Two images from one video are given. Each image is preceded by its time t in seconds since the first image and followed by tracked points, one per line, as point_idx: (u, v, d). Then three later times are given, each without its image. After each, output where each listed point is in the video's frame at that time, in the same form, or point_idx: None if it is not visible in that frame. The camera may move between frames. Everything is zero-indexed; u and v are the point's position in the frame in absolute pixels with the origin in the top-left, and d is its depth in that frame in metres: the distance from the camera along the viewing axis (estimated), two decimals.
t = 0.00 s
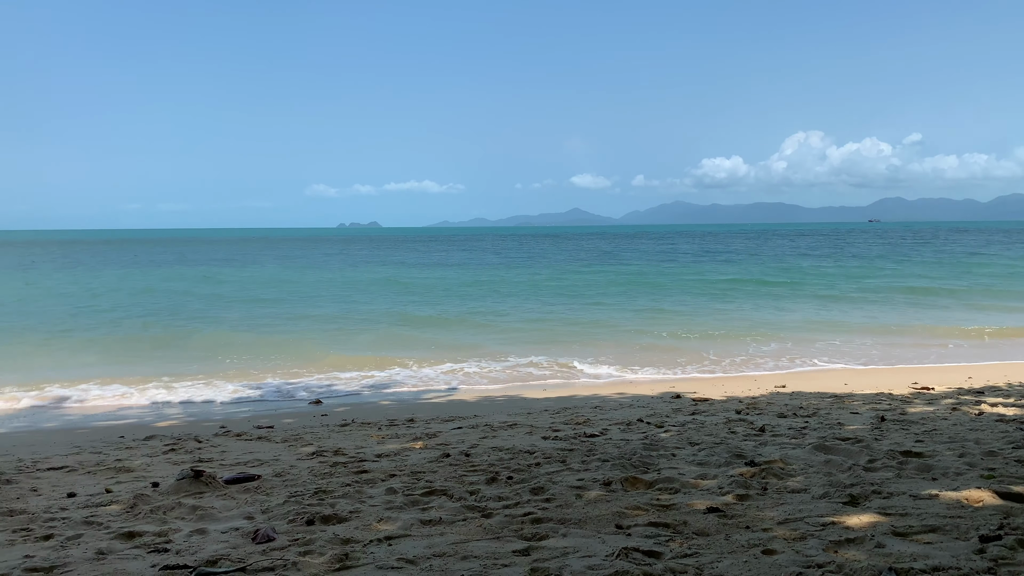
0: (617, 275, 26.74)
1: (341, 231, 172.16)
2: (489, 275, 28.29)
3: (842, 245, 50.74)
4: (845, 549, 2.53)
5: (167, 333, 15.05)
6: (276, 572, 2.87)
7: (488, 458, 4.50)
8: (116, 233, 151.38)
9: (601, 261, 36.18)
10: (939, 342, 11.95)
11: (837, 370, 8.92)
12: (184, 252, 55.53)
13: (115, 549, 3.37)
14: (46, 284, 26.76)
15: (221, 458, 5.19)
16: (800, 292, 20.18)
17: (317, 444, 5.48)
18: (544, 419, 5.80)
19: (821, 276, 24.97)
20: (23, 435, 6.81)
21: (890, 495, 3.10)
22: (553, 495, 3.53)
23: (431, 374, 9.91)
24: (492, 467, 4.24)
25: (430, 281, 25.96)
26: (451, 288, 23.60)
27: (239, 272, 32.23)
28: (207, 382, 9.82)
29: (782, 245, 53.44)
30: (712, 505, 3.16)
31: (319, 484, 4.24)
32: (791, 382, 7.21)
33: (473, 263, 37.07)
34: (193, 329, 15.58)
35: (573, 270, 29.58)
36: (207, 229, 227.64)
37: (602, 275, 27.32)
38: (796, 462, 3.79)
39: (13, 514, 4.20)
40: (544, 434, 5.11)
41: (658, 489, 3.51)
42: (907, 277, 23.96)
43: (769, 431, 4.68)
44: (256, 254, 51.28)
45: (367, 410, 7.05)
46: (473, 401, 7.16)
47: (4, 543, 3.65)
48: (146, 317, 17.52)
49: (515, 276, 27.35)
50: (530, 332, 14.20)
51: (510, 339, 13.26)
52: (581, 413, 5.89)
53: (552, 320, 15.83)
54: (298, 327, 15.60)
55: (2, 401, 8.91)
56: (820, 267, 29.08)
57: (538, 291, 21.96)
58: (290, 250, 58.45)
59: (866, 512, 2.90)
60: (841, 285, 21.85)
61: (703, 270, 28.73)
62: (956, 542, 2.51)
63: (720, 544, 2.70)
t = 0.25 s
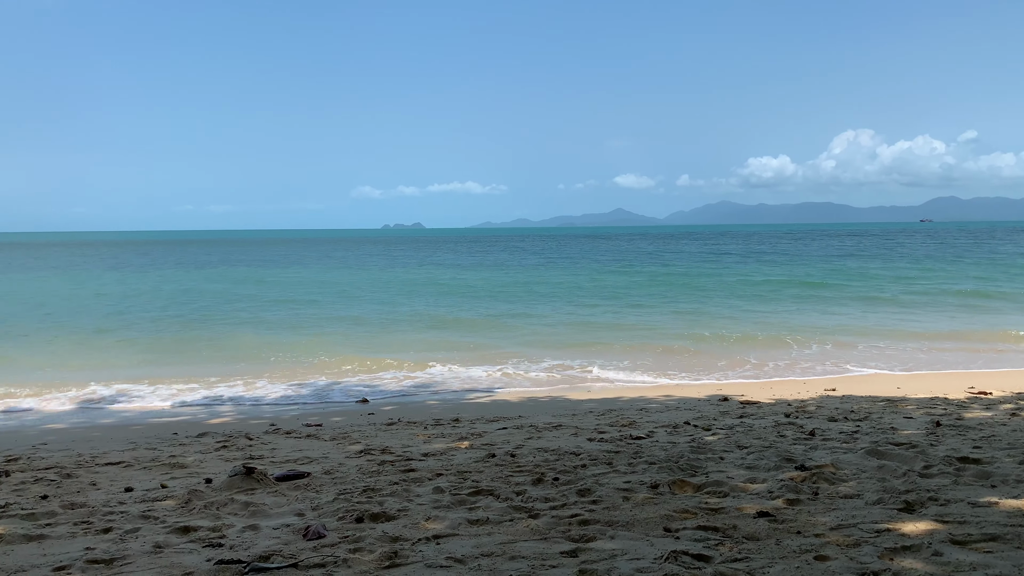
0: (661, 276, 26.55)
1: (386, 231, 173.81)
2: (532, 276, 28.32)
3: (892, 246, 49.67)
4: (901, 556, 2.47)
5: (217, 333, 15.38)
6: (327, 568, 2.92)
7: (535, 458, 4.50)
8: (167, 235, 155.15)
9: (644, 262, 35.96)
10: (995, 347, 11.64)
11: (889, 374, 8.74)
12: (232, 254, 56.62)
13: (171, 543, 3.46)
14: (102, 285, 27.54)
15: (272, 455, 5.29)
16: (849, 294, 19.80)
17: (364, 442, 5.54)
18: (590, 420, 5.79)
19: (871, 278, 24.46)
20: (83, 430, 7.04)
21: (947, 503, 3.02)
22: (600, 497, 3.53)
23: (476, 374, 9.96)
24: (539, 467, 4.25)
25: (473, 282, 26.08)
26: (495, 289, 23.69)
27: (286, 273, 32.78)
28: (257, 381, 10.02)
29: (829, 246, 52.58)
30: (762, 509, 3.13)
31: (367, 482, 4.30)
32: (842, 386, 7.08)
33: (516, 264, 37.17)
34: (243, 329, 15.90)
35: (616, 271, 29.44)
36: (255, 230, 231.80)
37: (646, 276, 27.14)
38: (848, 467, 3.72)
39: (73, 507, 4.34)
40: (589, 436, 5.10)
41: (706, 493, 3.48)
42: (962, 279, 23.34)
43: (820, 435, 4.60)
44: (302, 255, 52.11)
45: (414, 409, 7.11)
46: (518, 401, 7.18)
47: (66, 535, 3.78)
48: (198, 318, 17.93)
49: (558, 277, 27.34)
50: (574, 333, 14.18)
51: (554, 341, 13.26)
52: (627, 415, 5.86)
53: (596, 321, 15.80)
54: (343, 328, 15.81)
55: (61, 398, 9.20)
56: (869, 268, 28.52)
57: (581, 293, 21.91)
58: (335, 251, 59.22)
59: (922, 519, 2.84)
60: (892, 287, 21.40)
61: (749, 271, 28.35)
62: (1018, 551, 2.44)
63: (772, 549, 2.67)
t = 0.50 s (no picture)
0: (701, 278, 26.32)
1: (424, 232, 174.90)
2: (570, 278, 28.28)
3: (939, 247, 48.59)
4: (952, 565, 2.42)
5: (260, 333, 15.64)
6: (370, 566, 2.95)
7: (575, 460, 4.50)
8: (211, 236, 158.09)
9: (683, 264, 35.68)
10: None
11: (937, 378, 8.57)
12: (274, 254, 57.56)
13: (218, 539, 3.53)
14: (149, 285, 28.15)
15: (314, 453, 5.36)
16: (895, 297, 19.42)
17: (404, 442, 5.59)
18: (630, 422, 5.76)
19: (917, 280, 23.95)
20: (132, 426, 7.21)
21: (1000, 511, 2.95)
22: (641, 500, 3.51)
23: (515, 376, 9.97)
24: (579, 469, 4.24)
25: (511, 283, 26.11)
26: (532, 290, 23.69)
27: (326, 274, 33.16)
28: (299, 380, 10.15)
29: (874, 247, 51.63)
30: (807, 514, 3.08)
31: (409, 481, 4.33)
32: (888, 390, 6.95)
33: (554, 265, 37.14)
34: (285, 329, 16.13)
35: (655, 273, 29.24)
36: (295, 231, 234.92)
37: (685, 277, 26.93)
38: (896, 472, 3.65)
39: (124, 502, 4.45)
40: (630, 438, 5.08)
41: (750, 497, 3.44)
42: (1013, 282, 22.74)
43: (866, 440, 4.52)
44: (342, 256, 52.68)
45: (454, 409, 7.16)
46: (557, 403, 7.19)
47: (117, 529, 3.87)
48: (241, 318, 18.23)
49: (596, 279, 27.24)
50: (613, 336, 14.12)
51: (592, 343, 13.24)
52: (668, 417, 5.82)
53: (634, 324, 15.73)
54: (383, 329, 15.94)
55: (110, 396, 9.42)
56: (916, 270, 27.92)
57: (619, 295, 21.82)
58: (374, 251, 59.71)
59: (974, 527, 2.77)
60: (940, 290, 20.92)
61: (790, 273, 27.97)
62: None
63: (818, 554, 2.63)
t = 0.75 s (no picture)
0: (736, 279, 26.08)
1: (458, 232, 175.60)
2: (605, 278, 28.21)
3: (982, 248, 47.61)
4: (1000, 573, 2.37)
5: (297, 332, 15.85)
6: (409, 564, 2.98)
7: (612, 461, 4.49)
8: (249, 236, 160.49)
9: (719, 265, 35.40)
10: None
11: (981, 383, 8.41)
12: (311, 254, 58.27)
13: (260, 534, 3.59)
14: (191, 284, 28.68)
15: (352, 451, 5.42)
16: (937, 299, 19.07)
17: (441, 440, 5.63)
18: (667, 424, 5.73)
19: (961, 282, 23.47)
20: (175, 423, 7.37)
21: None
22: (679, 502, 3.49)
23: (549, 377, 9.97)
24: (616, 470, 4.23)
25: (545, 284, 26.11)
26: (566, 291, 23.66)
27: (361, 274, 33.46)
28: (335, 379, 10.25)
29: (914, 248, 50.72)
30: (849, 519, 3.04)
31: (445, 480, 4.36)
32: (931, 394, 6.83)
33: (587, 265, 37.05)
34: (321, 329, 16.31)
35: (690, 274, 29.02)
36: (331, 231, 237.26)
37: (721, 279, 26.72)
38: (941, 478, 3.58)
39: (168, 496, 4.54)
40: (667, 440, 5.05)
41: (790, 501, 3.41)
42: None
43: (909, 445, 4.44)
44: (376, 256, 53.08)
45: (490, 409, 7.20)
46: (593, 403, 7.19)
47: (161, 524, 3.96)
48: (279, 317, 18.47)
49: (630, 279, 27.13)
50: (647, 337, 14.05)
51: (628, 344, 13.20)
52: (705, 419, 5.78)
53: (670, 326, 15.65)
54: (418, 329, 16.05)
55: (152, 393, 9.61)
56: (959, 272, 27.37)
57: (654, 295, 21.72)
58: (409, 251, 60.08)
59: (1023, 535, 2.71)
60: (984, 292, 20.49)
61: (829, 274, 27.59)
62: None
63: (860, 560, 2.60)
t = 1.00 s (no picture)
0: (771, 279, 25.79)
1: (490, 232, 175.96)
2: (637, 278, 28.08)
3: None
4: None
5: (332, 331, 16.02)
6: (446, 561, 3.00)
7: (647, 463, 4.47)
8: (283, 235, 162.43)
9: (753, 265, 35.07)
10: None
11: None
12: (345, 253, 58.81)
13: (298, 530, 3.63)
14: (228, 283, 29.10)
15: (387, 448, 5.47)
16: (979, 301, 18.69)
17: (475, 439, 5.65)
18: (702, 425, 5.69)
19: (1003, 283, 22.97)
20: (214, 418, 7.49)
21: None
22: (716, 505, 3.47)
23: (582, 377, 9.95)
24: (651, 472, 4.21)
25: (578, 284, 26.08)
26: (599, 291, 23.58)
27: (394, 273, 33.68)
28: (369, 377, 10.34)
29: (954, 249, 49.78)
30: (890, 524, 3.00)
31: (480, 479, 4.37)
32: (973, 398, 6.70)
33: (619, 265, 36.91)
34: (355, 328, 16.45)
35: (724, 274, 28.76)
36: (365, 230, 239.05)
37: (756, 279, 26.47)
38: (985, 484, 3.51)
39: (207, 491, 4.62)
40: (702, 442, 5.01)
41: (829, 505, 3.37)
42: None
43: (952, 450, 4.36)
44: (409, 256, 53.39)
45: (523, 408, 7.21)
46: (626, 404, 7.17)
47: (202, 518, 4.03)
48: (313, 315, 18.67)
49: (664, 280, 26.98)
50: (680, 339, 13.95)
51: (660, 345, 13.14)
52: (741, 421, 5.73)
53: (703, 327, 15.53)
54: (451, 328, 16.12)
55: (190, 389, 9.78)
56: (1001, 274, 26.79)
57: (687, 296, 21.57)
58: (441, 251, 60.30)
59: None
60: None
61: (866, 275, 27.18)
62: None
63: (903, 566, 2.56)
